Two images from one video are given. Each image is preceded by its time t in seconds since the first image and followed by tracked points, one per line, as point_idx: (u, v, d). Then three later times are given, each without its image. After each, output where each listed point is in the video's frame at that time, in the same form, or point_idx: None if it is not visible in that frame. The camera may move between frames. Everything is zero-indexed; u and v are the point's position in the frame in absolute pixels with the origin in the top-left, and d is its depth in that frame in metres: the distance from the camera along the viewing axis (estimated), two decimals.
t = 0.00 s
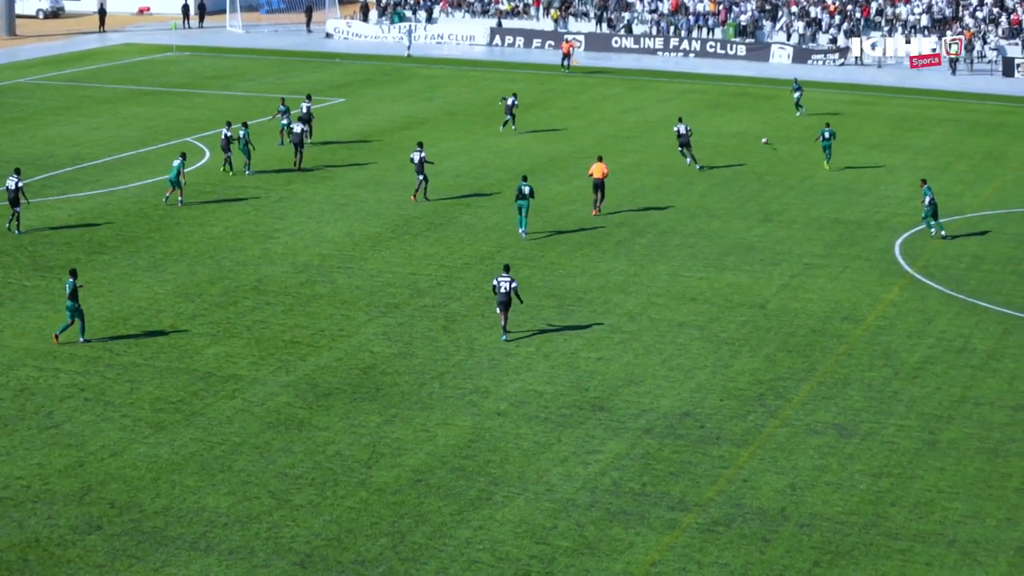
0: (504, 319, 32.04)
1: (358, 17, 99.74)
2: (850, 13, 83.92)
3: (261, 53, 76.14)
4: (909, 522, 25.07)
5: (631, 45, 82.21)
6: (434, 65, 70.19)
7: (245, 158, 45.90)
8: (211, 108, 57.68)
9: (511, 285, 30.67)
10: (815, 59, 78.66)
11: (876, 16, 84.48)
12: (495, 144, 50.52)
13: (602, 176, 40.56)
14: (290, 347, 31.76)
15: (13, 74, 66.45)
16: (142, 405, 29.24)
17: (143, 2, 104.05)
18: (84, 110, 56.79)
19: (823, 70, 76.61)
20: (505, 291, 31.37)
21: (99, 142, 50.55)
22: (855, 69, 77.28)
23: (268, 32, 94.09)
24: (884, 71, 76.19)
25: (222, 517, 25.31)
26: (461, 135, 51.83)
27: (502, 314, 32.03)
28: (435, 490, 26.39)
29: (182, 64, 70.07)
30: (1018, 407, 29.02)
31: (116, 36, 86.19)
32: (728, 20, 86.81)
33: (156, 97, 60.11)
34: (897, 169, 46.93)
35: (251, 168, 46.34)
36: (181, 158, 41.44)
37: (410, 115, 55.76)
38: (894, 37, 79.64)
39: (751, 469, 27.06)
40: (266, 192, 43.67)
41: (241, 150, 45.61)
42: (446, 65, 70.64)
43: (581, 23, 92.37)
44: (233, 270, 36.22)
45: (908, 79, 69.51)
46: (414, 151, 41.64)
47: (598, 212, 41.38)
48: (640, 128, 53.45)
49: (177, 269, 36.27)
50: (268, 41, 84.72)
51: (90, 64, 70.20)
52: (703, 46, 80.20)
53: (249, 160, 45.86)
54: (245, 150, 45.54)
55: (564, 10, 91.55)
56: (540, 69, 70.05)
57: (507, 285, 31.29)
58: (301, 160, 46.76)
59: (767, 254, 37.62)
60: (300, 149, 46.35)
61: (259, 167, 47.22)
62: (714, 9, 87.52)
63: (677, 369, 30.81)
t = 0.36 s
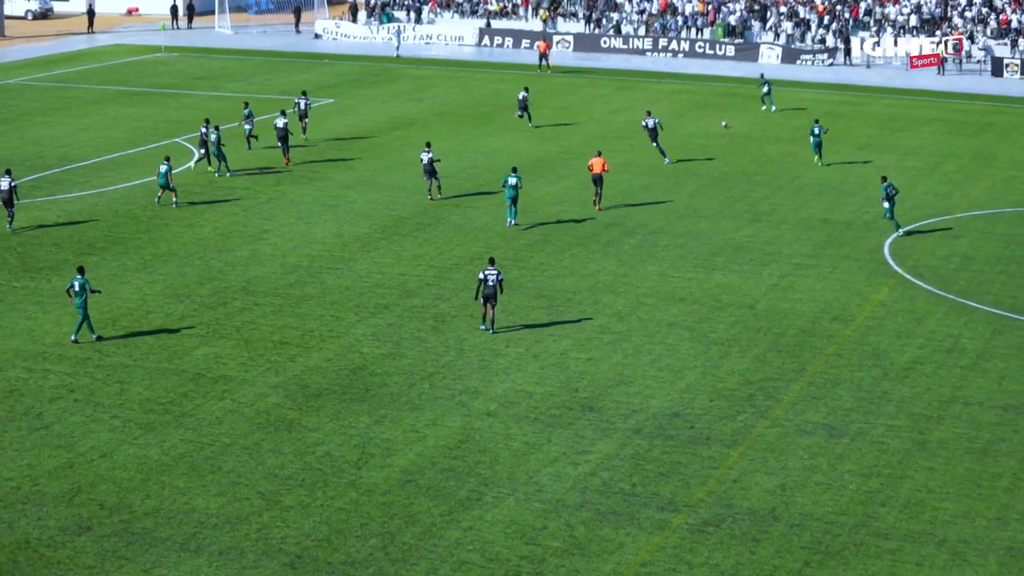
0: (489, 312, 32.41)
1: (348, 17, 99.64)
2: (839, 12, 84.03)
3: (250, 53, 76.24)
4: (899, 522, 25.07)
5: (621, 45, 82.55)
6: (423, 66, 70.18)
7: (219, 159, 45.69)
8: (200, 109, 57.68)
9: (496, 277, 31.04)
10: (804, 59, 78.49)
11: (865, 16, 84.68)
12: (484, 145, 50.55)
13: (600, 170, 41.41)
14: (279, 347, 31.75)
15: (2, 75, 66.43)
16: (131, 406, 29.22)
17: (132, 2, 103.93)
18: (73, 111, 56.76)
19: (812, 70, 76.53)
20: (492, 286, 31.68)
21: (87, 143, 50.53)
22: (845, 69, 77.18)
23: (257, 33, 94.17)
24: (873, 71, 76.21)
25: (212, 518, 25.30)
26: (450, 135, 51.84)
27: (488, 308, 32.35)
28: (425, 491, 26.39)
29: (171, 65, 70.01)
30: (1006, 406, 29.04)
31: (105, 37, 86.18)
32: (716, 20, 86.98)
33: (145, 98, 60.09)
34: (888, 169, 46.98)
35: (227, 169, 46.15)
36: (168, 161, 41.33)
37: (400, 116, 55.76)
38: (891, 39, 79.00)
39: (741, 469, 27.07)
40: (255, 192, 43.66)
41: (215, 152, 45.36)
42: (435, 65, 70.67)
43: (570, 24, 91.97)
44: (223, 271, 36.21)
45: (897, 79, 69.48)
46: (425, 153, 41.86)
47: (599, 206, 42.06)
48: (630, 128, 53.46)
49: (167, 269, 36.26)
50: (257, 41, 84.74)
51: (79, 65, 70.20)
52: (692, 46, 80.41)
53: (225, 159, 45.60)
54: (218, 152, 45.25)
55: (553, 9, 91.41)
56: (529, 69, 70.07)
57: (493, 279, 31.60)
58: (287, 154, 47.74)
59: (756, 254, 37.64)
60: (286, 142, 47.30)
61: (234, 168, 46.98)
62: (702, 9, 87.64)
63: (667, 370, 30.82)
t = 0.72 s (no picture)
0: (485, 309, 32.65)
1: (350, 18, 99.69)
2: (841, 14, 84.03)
3: (252, 54, 76.30)
4: (901, 523, 25.07)
5: (622, 47, 82.65)
6: (425, 67, 70.25)
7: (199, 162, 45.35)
8: (202, 110, 57.71)
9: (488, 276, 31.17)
10: (806, 61, 78.44)
11: (866, 18, 84.71)
12: (485, 145, 50.58)
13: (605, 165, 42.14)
14: (281, 348, 31.76)
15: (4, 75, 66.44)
16: (133, 407, 29.23)
17: (135, 4, 104.01)
18: (75, 112, 56.79)
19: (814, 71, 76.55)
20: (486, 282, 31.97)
21: (89, 144, 50.56)
22: (846, 70, 77.21)
23: (258, 34, 94.39)
24: (875, 72, 76.24)
25: (213, 519, 25.30)
26: (452, 137, 51.86)
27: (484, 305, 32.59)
28: (426, 492, 26.40)
29: (173, 66, 70.06)
30: (1008, 408, 29.05)
31: (106, 38, 86.22)
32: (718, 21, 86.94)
33: (146, 99, 60.12)
34: (890, 170, 46.99)
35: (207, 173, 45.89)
36: (147, 158, 41.56)
37: (402, 117, 55.78)
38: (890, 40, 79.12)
39: (742, 470, 27.07)
40: (257, 194, 43.67)
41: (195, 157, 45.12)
42: (436, 67, 70.72)
43: (571, 25, 92.27)
44: (224, 272, 36.23)
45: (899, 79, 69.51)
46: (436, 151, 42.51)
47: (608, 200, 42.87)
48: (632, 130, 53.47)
49: (168, 271, 36.27)
50: (259, 43, 84.78)
51: (81, 66, 70.29)
52: (694, 48, 80.66)
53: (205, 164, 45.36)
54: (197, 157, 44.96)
55: (555, 11, 91.46)
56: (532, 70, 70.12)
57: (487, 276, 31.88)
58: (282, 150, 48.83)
59: (758, 256, 37.66)
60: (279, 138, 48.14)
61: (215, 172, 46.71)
62: (704, 11, 87.77)
63: (669, 371, 30.82)
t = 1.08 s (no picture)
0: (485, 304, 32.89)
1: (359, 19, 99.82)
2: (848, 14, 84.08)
3: (260, 54, 76.37)
4: (909, 523, 25.06)
5: (629, 47, 82.67)
6: (433, 66, 70.30)
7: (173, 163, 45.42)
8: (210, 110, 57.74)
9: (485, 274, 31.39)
10: (814, 60, 78.38)
11: (874, 18, 84.76)
12: (494, 145, 50.57)
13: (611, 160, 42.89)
14: (289, 348, 31.77)
15: (12, 75, 66.46)
16: (141, 407, 29.24)
17: (143, 3, 104.13)
18: (83, 112, 56.83)
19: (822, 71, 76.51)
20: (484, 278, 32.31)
21: (98, 143, 50.59)
22: (854, 70, 77.22)
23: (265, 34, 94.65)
24: (882, 72, 76.25)
25: (221, 518, 25.31)
26: (460, 137, 51.87)
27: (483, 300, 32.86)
28: (434, 492, 26.40)
29: (180, 66, 70.11)
30: (1017, 408, 29.02)
31: (114, 38, 86.26)
32: (727, 21, 86.94)
33: (154, 99, 60.16)
34: (898, 171, 46.97)
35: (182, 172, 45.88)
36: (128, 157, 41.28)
37: (410, 117, 55.80)
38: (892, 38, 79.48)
39: (750, 471, 27.06)
40: (265, 193, 43.67)
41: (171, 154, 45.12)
42: (443, 67, 70.75)
43: (579, 25, 92.47)
44: (232, 272, 36.24)
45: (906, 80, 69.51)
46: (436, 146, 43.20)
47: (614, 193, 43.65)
48: (640, 130, 53.47)
49: (176, 270, 36.28)
50: (267, 42, 84.85)
51: (89, 65, 70.29)
52: (702, 48, 81.08)
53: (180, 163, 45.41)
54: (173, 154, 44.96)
55: (563, 11, 91.72)
56: (540, 70, 70.16)
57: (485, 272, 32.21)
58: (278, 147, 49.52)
59: (766, 256, 37.65)
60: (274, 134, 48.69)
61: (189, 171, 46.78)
62: (712, 10, 87.79)
63: (677, 371, 30.82)
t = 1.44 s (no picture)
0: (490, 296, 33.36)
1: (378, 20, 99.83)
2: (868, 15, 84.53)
3: (279, 54, 76.46)
4: (927, 526, 25.04)
5: (649, 48, 82.42)
6: (453, 67, 70.38)
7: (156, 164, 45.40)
8: (229, 111, 57.82)
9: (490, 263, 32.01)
10: (833, 62, 78.23)
11: (893, 20, 84.81)
12: (512, 146, 50.59)
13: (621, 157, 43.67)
14: (309, 348, 31.79)
15: (31, 75, 66.59)
16: (160, 406, 29.25)
17: (162, 4, 104.24)
18: (102, 112, 56.94)
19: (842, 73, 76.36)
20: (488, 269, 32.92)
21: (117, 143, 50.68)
22: (873, 71, 77.13)
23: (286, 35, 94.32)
24: (901, 74, 76.16)
25: (240, 519, 25.33)
26: (480, 138, 51.89)
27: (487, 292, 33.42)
28: (453, 493, 26.40)
29: (200, 66, 70.19)
30: None
31: (133, 38, 86.47)
32: (746, 22, 87.03)
33: (173, 99, 60.25)
34: (917, 173, 46.92)
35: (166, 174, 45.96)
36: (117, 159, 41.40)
37: (428, 117, 55.81)
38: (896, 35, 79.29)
39: (769, 472, 27.04)
40: (284, 194, 43.69)
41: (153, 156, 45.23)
42: (460, 67, 70.81)
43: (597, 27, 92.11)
44: (251, 272, 36.27)
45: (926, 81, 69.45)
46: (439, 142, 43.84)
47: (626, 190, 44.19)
48: (658, 131, 53.50)
49: (195, 270, 36.34)
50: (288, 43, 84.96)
51: (108, 66, 70.41)
52: (721, 49, 81.17)
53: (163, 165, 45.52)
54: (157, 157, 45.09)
55: (581, 12, 91.51)
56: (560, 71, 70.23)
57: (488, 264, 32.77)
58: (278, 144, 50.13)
59: (785, 257, 37.64)
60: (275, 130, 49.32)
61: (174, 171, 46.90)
62: (732, 12, 87.90)
63: (696, 372, 30.81)
